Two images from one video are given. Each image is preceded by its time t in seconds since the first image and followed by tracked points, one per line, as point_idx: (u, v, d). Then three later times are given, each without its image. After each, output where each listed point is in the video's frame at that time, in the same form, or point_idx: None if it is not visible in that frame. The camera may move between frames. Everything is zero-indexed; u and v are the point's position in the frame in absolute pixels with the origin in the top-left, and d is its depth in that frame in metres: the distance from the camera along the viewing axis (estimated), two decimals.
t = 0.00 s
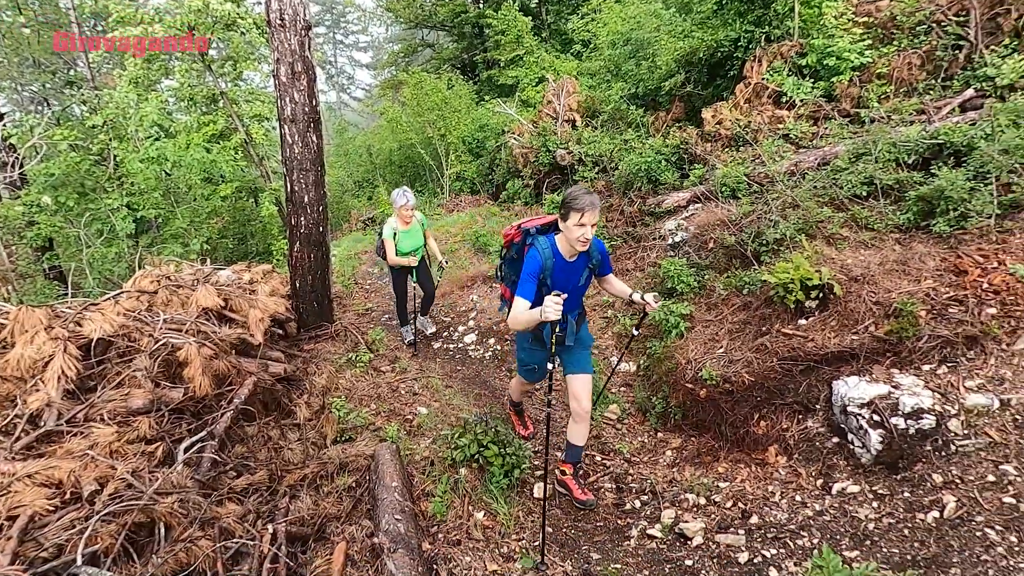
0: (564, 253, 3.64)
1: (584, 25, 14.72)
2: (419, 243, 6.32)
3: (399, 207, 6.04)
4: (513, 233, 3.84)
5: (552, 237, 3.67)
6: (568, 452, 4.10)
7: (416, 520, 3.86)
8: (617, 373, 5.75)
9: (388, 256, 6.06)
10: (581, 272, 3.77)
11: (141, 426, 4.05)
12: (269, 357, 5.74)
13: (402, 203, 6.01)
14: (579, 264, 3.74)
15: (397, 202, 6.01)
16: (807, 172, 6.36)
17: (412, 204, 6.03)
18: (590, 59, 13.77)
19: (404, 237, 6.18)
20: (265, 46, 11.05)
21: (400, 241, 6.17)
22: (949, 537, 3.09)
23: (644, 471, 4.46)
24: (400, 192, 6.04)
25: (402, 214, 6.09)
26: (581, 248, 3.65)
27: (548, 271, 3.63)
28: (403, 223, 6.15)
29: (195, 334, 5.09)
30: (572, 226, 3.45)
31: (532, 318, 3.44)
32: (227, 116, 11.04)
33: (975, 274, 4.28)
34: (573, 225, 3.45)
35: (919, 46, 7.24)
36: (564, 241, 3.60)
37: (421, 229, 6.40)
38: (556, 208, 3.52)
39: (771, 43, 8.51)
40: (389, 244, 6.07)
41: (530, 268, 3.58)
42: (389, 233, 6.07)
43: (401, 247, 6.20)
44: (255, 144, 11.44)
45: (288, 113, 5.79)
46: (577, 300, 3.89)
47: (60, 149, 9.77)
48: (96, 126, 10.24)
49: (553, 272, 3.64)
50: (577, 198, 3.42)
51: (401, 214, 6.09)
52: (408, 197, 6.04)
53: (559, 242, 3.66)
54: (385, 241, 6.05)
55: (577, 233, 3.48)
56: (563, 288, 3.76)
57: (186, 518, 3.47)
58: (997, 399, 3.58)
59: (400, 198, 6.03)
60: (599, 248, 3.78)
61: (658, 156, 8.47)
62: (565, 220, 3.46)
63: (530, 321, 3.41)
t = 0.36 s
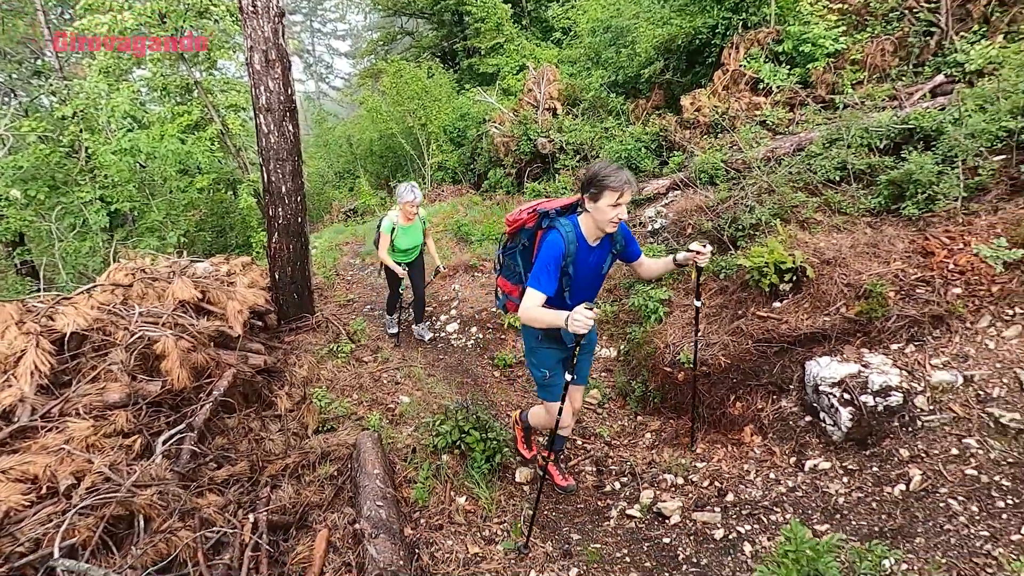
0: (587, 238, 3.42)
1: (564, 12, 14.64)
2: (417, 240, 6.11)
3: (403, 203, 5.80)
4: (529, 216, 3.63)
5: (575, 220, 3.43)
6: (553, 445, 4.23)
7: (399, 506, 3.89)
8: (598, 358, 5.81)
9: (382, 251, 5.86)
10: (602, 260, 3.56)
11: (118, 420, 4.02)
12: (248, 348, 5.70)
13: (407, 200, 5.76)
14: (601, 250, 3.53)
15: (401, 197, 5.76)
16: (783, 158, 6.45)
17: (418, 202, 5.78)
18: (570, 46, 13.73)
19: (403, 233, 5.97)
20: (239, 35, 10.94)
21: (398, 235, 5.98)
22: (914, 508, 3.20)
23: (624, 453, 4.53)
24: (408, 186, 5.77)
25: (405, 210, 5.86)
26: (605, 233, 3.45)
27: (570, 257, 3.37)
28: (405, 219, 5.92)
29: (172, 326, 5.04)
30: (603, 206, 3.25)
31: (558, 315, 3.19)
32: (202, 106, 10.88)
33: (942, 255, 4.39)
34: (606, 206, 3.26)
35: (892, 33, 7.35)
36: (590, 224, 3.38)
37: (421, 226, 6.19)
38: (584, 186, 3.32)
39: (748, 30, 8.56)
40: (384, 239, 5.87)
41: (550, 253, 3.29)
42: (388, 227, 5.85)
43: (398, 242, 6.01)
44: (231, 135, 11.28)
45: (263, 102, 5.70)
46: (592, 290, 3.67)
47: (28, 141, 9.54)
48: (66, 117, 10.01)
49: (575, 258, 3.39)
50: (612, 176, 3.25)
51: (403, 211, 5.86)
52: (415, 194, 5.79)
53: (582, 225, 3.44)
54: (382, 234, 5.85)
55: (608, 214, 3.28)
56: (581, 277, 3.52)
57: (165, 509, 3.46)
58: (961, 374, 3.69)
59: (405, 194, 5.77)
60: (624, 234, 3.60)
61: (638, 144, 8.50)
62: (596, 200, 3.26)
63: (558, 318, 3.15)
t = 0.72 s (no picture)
0: (601, 243, 3.27)
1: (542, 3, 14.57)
2: (408, 226, 6.01)
3: (389, 184, 5.73)
4: (538, 214, 3.39)
5: (588, 222, 3.26)
6: (529, 429, 4.24)
7: (375, 495, 3.91)
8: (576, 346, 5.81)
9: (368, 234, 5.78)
10: (614, 267, 3.41)
11: (88, 416, 3.99)
12: (224, 343, 5.64)
13: (394, 181, 5.69)
14: (614, 257, 3.38)
15: (388, 178, 5.71)
16: (757, 146, 6.53)
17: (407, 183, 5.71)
18: (548, 37, 13.70)
19: (392, 218, 5.89)
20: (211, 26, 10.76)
21: (388, 220, 5.89)
22: (878, 483, 3.31)
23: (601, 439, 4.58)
24: (397, 167, 5.73)
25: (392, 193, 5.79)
26: (619, 239, 3.31)
27: (583, 262, 3.18)
28: (394, 202, 5.85)
29: (144, 322, 4.96)
30: (623, 210, 3.15)
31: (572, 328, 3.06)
32: (175, 100, 10.70)
33: (906, 238, 4.48)
34: (625, 210, 3.15)
35: (861, 22, 7.44)
36: (605, 228, 3.25)
37: (415, 211, 6.08)
38: (601, 187, 3.19)
39: (722, 20, 8.63)
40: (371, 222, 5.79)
41: (563, 258, 3.10)
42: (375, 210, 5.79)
43: (387, 227, 5.90)
44: (206, 129, 11.10)
45: (234, 93, 5.62)
46: (599, 299, 3.51)
47: None
48: (32, 111, 9.77)
49: (587, 264, 3.22)
50: (632, 179, 3.15)
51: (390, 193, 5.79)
52: (403, 175, 5.72)
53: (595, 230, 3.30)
54: (370, 218, 5.79)
55: (627, 218, 3.17)
56: (591, 283, 3.35)
57: (138, 504, 3.43)
58: (923, 353, 3.78)
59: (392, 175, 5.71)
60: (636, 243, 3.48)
61: (616, 134, 8.53)
62: (614, 204, 3.15)
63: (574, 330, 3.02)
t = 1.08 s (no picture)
0: (632, 238, 2.88)
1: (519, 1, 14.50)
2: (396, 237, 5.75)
3: (370, 192, 5.52)
4: (560, 213, 2.94)
5: (615, 218, 2.85)
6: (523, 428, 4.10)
7: (346, 495, 3.90)
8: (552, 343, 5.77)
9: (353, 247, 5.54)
10: (642, 263, 3.05)
11: (50, 423, 3.95)
12: (195, 346, 5.52)
13: (374, 188, 5.48)
14: (642, 251, 3.01)
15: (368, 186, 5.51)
16: (728, 142, 6.59)
17: (389, 189, 5.50)
18: (525, 35, 13.68)
19: (377, 228, 5.65)
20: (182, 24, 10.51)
21: (374, 231, 5.66)
22: (840, 470, 3.38)
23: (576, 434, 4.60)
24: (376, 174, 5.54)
25: (375, 201, 5.57)
26: (649, 229, 2.94)
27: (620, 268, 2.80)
28: (377, 212, 5.62)
29: (110, 326, 4.83)
30: (658, 195, 2.75)
31: (630, 333, 2.77)
32: (146, 99, 10.47)
33: (868, 230, 4.54)
34: (661, 196, 2.76)
35: (829, 19, 7.55)
36: (635, 219, 2.85)
37: (401, 220, 5.85)
38: (631, 176, 2.77)
39: (694, 17, 8.71)
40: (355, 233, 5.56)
41: (604, 263, 2.69)
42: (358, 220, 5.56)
43: (374, 239, 5.67)
44: (178, 129, 10.89)
45: (201, 92, 5.52)
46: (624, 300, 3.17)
47: None
48: None
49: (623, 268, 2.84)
50: (666, 160, 2.76)
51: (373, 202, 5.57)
52: (385, 181, 5.50)
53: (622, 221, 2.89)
54: (354, 230, 5.58)
55: (662, 204, 2.78)
56: (623, 286, 3.00)
57: (100, 511, 3.39)
58: (884, 343, 3.86)
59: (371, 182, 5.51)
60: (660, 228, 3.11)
61: (591, 131, 8.55)
62: (648, 190, 2.74)
63: (635, 334, 2.73)
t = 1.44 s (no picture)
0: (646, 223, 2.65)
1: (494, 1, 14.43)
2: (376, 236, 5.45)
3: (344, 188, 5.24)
4: (565, 216, 2.62)
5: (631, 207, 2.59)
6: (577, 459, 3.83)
7: (315, 502, 3.88)
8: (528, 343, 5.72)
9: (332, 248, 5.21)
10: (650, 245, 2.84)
11: (8, 436, 3.80)
12: (161, 354, 5.36)
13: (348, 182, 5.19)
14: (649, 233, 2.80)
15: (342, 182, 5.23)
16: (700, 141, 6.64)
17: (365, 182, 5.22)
18: (500, 35, 13.64)
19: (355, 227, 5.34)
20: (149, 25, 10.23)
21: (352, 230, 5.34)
22: (806, 463, 3.42)
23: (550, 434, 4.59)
24: (349, 169, 5.26)
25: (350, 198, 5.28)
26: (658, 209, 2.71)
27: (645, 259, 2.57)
28: (354, 209, 5.32)
29: (72, 335, 4.67)
30: (679, 174, 2.51)
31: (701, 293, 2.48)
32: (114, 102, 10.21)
33: (832, 226, 4.59)
34: (682, 174, 2.52)
35: (797, 19, 7.64)
36: (651, 199, 2.60)
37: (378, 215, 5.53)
38: (646, 156, 2.49)
39: (666, 17, 8.77)
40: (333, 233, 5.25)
41: (636, 256, 2.42)
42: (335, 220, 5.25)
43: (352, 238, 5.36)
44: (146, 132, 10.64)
45: (165, 94, 5.39)
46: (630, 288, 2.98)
47: None
48: None
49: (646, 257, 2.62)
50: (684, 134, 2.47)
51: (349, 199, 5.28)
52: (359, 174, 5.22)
53: (636, 205, 2.63)
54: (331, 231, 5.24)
55: (682, 182, 2.55)
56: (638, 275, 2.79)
57: (58, 525, 3.30)
58: (848, 337, 3.88)
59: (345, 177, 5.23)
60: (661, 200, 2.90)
61: (567, 131, 8.54)
62: (670, 171, 2.49)
63: (713, 289, 2.44)
